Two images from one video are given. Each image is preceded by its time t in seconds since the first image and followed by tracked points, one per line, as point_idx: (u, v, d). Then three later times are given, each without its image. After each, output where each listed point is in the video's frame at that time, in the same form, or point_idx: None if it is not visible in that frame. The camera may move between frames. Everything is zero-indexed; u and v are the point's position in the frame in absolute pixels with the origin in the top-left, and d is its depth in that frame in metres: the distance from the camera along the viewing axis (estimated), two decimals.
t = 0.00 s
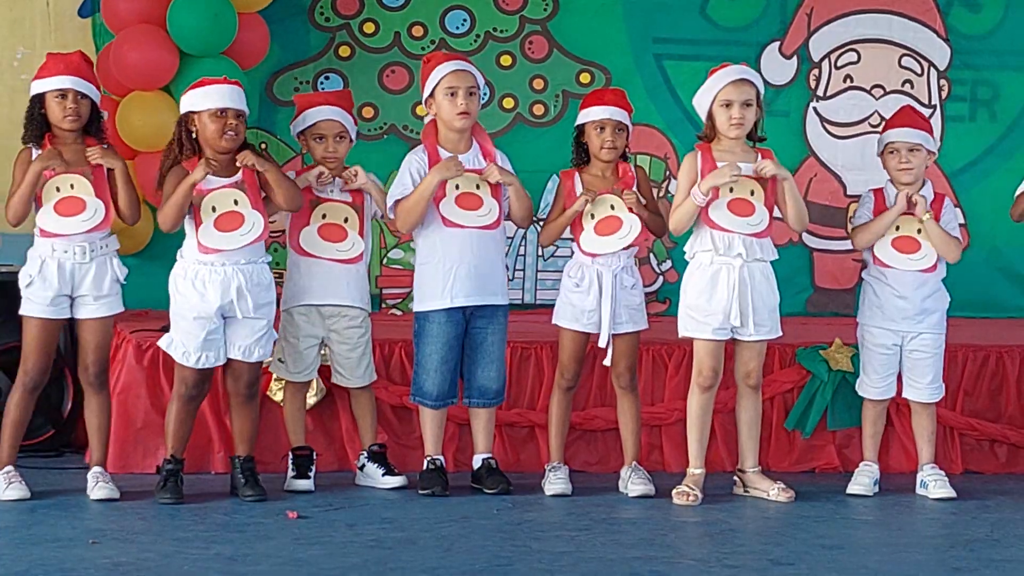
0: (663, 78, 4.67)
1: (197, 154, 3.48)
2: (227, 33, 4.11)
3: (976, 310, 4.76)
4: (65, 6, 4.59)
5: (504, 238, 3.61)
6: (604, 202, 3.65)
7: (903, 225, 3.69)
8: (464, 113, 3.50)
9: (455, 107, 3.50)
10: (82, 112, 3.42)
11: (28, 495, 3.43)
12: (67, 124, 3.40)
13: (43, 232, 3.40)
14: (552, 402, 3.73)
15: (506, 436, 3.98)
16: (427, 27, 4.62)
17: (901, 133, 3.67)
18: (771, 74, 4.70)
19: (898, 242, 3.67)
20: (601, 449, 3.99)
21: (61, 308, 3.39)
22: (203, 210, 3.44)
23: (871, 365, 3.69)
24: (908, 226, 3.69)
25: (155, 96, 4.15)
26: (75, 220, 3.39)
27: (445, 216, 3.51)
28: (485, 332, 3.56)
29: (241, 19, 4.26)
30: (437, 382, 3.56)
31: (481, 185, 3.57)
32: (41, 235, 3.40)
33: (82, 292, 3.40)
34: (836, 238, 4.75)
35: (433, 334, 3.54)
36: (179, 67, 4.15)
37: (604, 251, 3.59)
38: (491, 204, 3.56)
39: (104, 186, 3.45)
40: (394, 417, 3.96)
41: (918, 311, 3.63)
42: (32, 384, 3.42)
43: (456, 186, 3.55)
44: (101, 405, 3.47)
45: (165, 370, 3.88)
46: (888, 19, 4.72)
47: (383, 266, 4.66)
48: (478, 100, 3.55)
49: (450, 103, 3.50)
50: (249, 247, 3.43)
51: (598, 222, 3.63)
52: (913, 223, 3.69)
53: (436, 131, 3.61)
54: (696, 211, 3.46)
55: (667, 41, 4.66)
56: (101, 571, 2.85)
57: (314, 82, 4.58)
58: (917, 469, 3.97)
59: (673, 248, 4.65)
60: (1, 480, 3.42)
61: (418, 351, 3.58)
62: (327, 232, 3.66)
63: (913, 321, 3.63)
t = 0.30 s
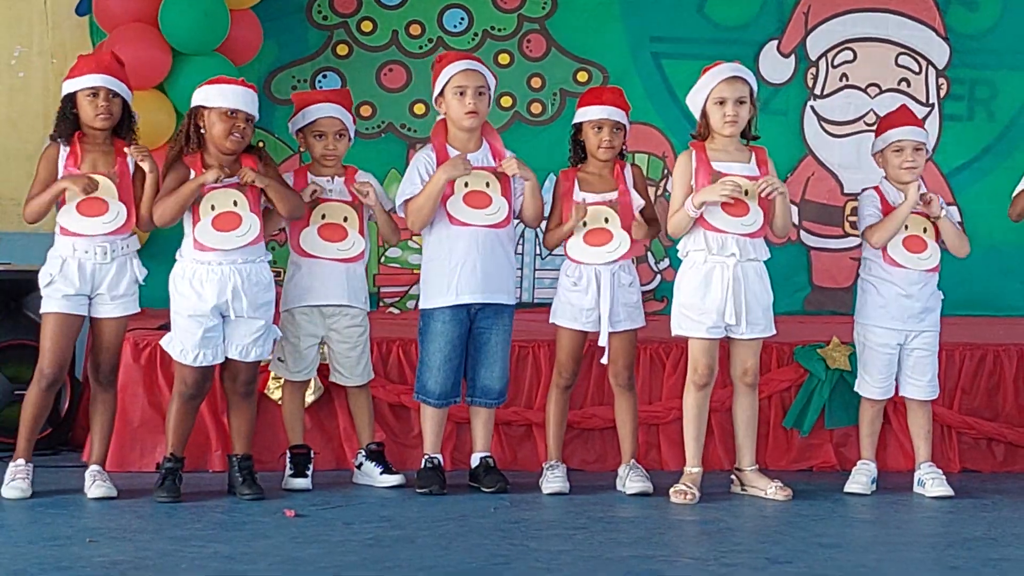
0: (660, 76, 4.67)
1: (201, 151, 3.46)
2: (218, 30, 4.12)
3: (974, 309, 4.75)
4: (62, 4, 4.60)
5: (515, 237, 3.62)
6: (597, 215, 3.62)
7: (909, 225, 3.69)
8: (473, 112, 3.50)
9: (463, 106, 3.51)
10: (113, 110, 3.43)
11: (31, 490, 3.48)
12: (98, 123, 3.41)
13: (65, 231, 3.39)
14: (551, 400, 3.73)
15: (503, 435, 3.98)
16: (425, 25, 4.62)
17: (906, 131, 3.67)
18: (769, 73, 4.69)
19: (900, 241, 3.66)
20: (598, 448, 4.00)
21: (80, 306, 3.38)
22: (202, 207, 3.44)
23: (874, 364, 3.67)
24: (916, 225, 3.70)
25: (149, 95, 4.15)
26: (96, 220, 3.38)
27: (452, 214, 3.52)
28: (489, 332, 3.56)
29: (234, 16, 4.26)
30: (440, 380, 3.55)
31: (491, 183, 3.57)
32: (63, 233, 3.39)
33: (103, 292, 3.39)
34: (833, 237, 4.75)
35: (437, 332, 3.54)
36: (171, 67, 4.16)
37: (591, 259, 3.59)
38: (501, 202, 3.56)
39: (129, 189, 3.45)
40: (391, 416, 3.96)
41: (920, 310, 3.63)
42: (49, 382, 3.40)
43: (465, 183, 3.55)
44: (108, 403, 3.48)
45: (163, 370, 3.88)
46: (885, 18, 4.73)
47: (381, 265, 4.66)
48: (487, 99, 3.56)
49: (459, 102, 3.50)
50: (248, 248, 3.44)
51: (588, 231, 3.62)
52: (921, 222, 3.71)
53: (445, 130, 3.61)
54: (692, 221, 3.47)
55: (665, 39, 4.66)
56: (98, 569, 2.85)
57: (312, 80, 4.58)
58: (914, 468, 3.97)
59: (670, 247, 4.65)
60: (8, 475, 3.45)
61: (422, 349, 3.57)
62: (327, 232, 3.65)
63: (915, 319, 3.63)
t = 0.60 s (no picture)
0: (657, 76, 4.67)
1: (196, 151, 3.47)
2: (210, 31, 4.12)
3: (969, 309, 4.76)
4: (58, 5, 4.59)
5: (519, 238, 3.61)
6: (611, 219, 3.62)
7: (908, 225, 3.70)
8: (482, 113, 3.50)
9: (473, 107, 3.51)
10: (117, 111, 3.42)
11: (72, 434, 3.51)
12: (102, 124, 3.40)
13: (63, 230, 3.39)
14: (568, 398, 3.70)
15: (500, 435, 3.97)
16: (421, 25, 4.62)
17: (901, 132, 3.67)
18: (763, 72, 4.70)
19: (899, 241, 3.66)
20: (595, 447, 3.99)
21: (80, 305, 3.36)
22: (198, 206, 3.43)
23: (874, 365, 3.67)
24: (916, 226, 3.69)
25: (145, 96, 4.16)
26: (94, 220, 3.37)
27: (455, 214, 3.51)
28: (490, 333, 3.56)
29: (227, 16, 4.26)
30: (440, 379, 3.56)
31: (497, 185, 3.56)
32: (61, 232, 3.39)
33: (101, 292, 3.39)
34: (828, 236, 4.75)
35: (437, 330, 3.54)
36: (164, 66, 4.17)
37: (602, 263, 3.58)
38: (506, 203, 3.55)
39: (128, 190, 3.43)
40: (387, 416, 3.96)
41: (919, 310, 3.65)
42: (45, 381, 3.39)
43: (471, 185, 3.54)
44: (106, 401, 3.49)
45: (159, 371, 3.88)
46: (881, 18, 4.73)
47: (377, 265, 4.66)
48: (498, 100, 3.55)
49: (469, 101, 3.50)
50: (240, 248, 3.43)
51: (602, 236, 3.61)
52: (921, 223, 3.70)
53: (455, 130, 3.60)
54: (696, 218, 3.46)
55: (661, 39, 4.66)
56: (94, 570, 2.85)
57: (308, 80, 4.58)
58: (911, 468, 3.97)
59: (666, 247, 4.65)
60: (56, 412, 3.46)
61: (423, 348, 3.57)
62: (331, 234, 3.64)
63: (914, 320, 3.64)
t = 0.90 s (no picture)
0: (653, 75, 4.66)
1: (208, 156, 3.49)
2: (206, 30, 4.11)
3: (964, 308, 4.77)
4: (53, 4, 4.58)
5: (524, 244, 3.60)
6: (613, 215, 3.61)
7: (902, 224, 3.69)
8: (488, 114, 3.50)
9: (480, 107, 3.51)
10: (103, 110, 3.42)
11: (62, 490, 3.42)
12: (87, 123, 3.40)
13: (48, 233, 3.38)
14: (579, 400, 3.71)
15: (497, 434, 3.97)
16: (418, 24, 4.62)
17: (897, 131, 3.68)
18: (759, 72, 4.70)
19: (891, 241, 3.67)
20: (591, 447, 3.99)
21: (71, 305, 3.35)
22: (207, 210, 3.42)
23: (866, 364, 3.68)
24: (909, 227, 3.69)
25: (142, 96, 4.15)
26: (77, 222, 3.36)
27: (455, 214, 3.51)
28: (491, 328, 3.56)
29: (221, 13, 4.25)
30: (450, 362, 3.51)
31: (500, 186, 3.53)
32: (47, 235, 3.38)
33: (88, 292, 3.37)
34: (824, 235, 4.76)
35: (443, 315, 3.51)
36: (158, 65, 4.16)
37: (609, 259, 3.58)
38: (509, 205, 3.53)
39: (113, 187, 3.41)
40: (385, 415, 3.96)
41: (914, 309, 3.64)
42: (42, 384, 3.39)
43: (473, 185, 3.53)
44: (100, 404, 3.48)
45: (156, 371, 3.87)
46: (878, 17, 4.73)
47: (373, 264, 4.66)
48: (504, 101, 3.56)
49: (476, 102, 3.51)
50: (248, 256, 3.42)
51: (604, 232, 3.60)
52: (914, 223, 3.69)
53: (462, 130, 3.61)
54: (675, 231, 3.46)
55: (658, 39, 4.65)
56: (91, 569, 2.84)
57: (305, 79, 4.57)
58: (907, 467, 3.98)
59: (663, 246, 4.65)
60: (37, 481, 3.41)
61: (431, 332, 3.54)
62: (324, 232, 3.63)
63: (907, 319, 3.64)
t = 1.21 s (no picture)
0: (649, 74, 4.66)
1: (188, 147, 3.50)
2: (201, 28, 4.11)
3: (961, 307, 4.77)
4: (48, 3, 4.58)
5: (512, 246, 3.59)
6: (594, 214, 3.61)
7: (897, 223, 3.69)
8: (478, 117, 3.50)
9: (469, 111, 3.51)
10: (84, 103, 3.43)
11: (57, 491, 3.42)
12: (68, 115, 3.40)
13: (40, 227, 3.37)
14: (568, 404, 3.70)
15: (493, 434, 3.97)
16: (413, 23, 4.61)
17: (894, 129, 3.67)
18: (755, 71, 4.70)
19: (884, 240, 3.67)
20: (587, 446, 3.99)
21: (57, 300, 3.38)
22: (188, 205, 3.43)
23: (861, 362, 3.68)
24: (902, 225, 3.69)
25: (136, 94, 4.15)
26: (74, 217, 3.37)
27: (450, 213, 3.51)
28: (491, 325, 3.53)
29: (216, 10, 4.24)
30: (438, 378, 3.55)
31: (492, 185, 3.54)
32: (37, 229, 3.37)
33: (80, 282, 3.38)
34: (819, 234, 4.76)
35: (432, 331, 3.53)
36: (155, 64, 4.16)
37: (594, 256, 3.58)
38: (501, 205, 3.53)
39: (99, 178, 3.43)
40: (380, 414, 3.96)
41: (908, 310, 3.64)
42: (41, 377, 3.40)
43: (466, 185, 3.53)
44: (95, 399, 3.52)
45: (152, 370, 3.87)
46: (873, 16, 4.73)
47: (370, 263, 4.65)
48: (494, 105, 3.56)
49: (465, 106, 3.50)
50: (236, 242, 3.43)
51: (584, 229, 3.60)
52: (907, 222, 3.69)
53: (451, 131, 3.63)
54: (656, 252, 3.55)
55: (654, 38, 4.65)
56: (87, 569, 2.84)
57: (300, 78, 4.57)
58: (903, 466, 3.98)
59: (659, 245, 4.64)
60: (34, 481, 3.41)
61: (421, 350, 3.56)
62: (314, 227, 3.63)
63: (901, 319, 3.63)
